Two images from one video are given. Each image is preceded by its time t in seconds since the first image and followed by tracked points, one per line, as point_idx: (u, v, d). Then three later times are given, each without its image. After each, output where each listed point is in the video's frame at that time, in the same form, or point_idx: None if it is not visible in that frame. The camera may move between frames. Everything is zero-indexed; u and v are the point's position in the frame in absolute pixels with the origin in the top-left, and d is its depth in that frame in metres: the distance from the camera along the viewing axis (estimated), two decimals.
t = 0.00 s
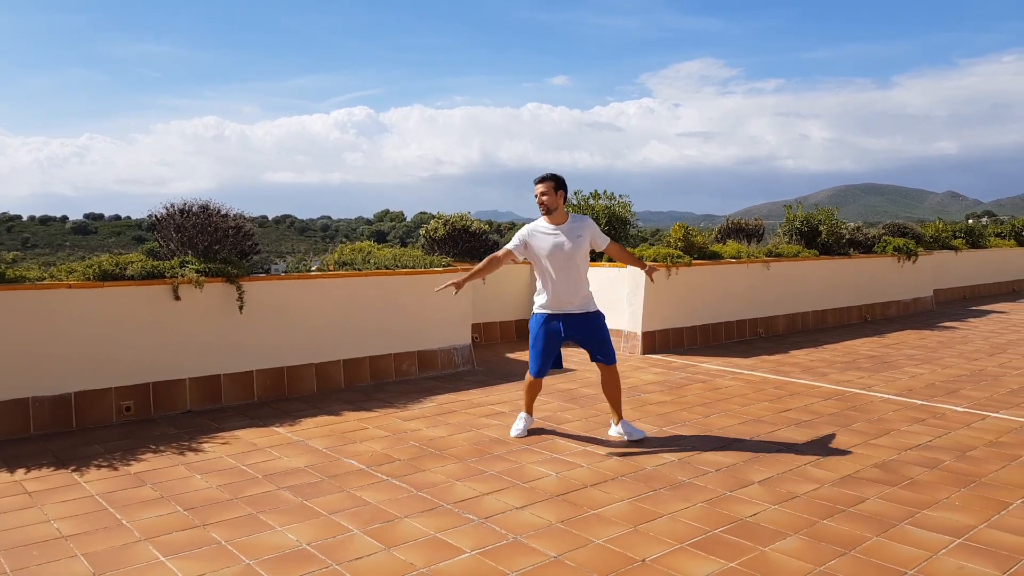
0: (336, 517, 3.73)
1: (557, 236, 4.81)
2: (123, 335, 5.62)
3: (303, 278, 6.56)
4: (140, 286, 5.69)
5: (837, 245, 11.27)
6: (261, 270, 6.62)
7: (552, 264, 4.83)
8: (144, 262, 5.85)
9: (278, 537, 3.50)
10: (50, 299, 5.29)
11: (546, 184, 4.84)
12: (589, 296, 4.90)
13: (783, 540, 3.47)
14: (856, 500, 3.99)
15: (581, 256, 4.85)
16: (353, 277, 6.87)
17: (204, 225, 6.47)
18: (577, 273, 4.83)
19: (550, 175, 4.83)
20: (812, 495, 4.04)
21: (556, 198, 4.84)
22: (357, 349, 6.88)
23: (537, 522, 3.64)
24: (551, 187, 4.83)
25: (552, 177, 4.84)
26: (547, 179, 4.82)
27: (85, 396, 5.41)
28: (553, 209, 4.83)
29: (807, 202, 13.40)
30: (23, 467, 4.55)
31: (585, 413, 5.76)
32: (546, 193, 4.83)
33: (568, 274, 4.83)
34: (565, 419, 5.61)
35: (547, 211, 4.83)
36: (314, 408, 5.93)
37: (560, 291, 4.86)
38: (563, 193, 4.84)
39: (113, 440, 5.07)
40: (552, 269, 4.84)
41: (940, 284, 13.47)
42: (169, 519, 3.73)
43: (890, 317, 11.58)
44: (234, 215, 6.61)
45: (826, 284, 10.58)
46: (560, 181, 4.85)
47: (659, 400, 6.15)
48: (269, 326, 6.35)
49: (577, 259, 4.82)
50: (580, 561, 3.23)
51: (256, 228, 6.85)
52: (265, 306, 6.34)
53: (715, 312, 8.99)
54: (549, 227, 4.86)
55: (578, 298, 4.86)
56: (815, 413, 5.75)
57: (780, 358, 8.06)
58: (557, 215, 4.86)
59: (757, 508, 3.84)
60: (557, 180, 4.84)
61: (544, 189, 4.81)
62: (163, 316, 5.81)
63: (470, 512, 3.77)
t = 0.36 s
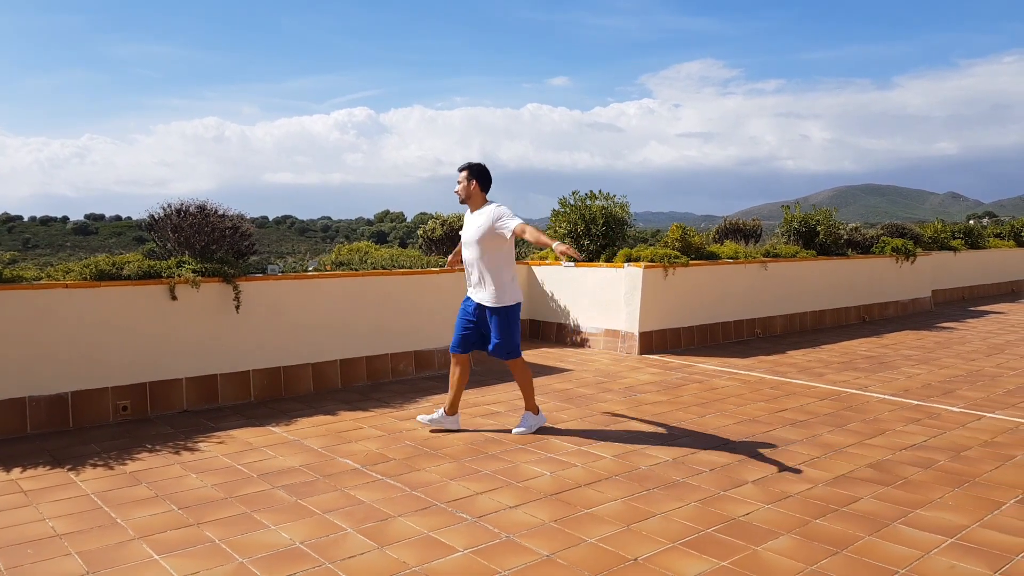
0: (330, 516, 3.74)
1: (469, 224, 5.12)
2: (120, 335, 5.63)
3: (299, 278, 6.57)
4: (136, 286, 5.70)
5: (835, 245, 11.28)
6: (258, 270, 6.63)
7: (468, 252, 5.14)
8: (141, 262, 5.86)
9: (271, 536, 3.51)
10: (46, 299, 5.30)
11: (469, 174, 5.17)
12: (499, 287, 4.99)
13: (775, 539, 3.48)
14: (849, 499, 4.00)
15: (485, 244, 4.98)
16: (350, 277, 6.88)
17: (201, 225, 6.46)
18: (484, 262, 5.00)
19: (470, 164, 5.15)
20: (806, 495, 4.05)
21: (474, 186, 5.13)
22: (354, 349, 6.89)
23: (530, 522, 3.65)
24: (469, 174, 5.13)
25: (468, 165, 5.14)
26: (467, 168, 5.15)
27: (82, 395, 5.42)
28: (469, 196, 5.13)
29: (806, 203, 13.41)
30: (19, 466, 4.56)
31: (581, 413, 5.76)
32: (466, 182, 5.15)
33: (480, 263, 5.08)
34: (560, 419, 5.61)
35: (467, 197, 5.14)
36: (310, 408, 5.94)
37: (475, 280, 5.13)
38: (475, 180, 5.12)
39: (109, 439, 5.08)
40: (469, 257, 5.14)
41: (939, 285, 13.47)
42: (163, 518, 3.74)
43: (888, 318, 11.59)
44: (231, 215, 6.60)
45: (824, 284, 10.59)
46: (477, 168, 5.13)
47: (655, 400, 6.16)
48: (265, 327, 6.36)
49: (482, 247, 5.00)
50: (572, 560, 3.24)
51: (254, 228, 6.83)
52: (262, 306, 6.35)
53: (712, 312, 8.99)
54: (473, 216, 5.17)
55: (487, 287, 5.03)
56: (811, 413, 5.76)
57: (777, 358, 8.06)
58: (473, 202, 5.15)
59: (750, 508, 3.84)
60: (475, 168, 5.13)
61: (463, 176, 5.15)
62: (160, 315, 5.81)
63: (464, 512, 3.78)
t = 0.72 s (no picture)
0: (332, 514, 3.74)
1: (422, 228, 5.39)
2: (123, 334, 5.65)
3: (302, 278, 6.58)
4: (140, 285, 5.72)
5: (839, 245, 11.26)
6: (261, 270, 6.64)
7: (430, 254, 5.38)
8: (144, 262, 5.88)
9: (274, 533, 3.52)
10: (50, 298, 5.31)
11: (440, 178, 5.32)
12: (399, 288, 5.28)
13: (777, 538, 3.48)
14: (852, 499, 3.99)
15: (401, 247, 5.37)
16: (353, 277, 6.89)
17: (205, 225, 6.47)
18: (406, 263, 5.32)
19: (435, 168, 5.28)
20: (809, 495, 4.04)
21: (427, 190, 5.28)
22: (356, 349, 6.90)
23: (532, 521, 3.65)
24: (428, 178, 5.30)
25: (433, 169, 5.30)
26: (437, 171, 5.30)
27: (86, 394, 5.44)
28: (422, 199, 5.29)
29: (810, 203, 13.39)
30: (23, 464, 4.58)
31: (583, 413, 5.76)
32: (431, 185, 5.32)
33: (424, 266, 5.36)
34: (562, 418, 5.61)
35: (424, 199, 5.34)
36: (313, 407, 5.95)
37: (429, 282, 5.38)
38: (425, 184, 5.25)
39: (113, 438, 5.10)
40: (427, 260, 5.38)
41: (944, 285, 13.44)
42: (166, 516, 3.75)
43: (892, 318, 11.56)
44: (234, 215, 6.61)
45: (828, 284, 10.57)
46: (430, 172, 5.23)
47: (658, 400, 6.15)
48: (268, 325, 6.37)
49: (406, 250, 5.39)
50: (573, 559, 3.24)
51: (257, 228, 6.84)
52: (265, 305, 6.36)
53: (715, 312, 8.98)
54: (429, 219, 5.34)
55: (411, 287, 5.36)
56: (814, 413, 5.75)
57: (780, 358, 8.05)
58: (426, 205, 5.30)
59: (752, 508, 3.84)
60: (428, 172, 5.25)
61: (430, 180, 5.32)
62: (163, 315, 5.83)
63: (465, 511, 3.78)
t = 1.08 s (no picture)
0: (342, 512, 3.76)
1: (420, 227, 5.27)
2: (134, 334, 5.68)
3: (311, 277, 6.61)
4: (151, 285, 5.75)
5: (849, 245, 11.22)
6: (271, 270, 6.67)
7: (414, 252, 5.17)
8: (155, 262, 5.91)
9: (285, 531, 3.54)
10: (62, 297, 5.35)
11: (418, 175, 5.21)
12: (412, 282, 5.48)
13: (787, 539, 3.47)
14: (862, 500, 3.99)
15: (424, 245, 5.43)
16: (362, 277, 6.91)
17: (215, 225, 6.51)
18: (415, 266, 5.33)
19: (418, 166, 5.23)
20: (819, 495, 4.04)
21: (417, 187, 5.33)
22: (364, 348, 6.92)
23: (541, 520, 3.66)
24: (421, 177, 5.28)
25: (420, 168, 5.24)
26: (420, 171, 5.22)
27: (98, 393, 5.48)
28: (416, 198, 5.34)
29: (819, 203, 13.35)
30: (36, 462, 4.61)
31: (592, 413, 5.76)
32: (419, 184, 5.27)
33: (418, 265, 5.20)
34: (571, 418, 5.62)
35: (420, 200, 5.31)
36: (322, 406, 5.98)
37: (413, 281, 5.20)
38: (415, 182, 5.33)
39: (124, 436, 5.14)
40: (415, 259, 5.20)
41: (954, 285, 13.37)
42: (178, 514, 3.78)
43: (902, 319, 11.51)
44: (245, 215, 6.64)
45: (837, 285, 10.53)
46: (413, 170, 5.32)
47: (667, 400, 6.15)
48: (278, 325, 6.40)
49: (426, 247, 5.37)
50: (583, 558, 3.25)
51: (267, 228, 6.87)
52: (275, 305, 6.39)
53: (724, 312, 8.96)
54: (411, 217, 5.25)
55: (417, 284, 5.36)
56: (824, 414, 5.74)
57: (789, 359, 8.03)
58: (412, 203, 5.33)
59: (762, 508, 3.84)
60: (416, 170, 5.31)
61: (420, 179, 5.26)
62: (174, 314, 5.87)
63: (475, 510, 3.79)
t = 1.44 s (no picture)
0: (359, 511, 3.79)
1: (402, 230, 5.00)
2: (149, 334, 5.73)
3: (325, 277, 6.65)
4: (167, 285, 5.80)
5: (859, 245, 11.20)
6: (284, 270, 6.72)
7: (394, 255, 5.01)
8: (171, 262, 5.97)
9: (303, 529, 3.57)
10: (79, 297, 5.40)
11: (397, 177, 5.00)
12: (434, 295, 5.05)
13: (802, 538, 3.49)
14: (876, 499, 3.99)
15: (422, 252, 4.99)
16: (374, 277, 6.95)
17: (229, 225, 6.56)
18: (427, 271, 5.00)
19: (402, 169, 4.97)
20: (832, 495, 4.05)
21: (411, 193, 5.00)
22: (377, 348, 6.95)
23: (556, 519, 3.68)
24: (406, 180, 4.95)
25: (400, 171, 4.92)
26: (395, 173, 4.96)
27: (114, 392, 5.53)
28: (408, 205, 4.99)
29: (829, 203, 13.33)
30: (55, 461, 4.66)
31: (604, 413, 5.78)
32: (402, 187, 5.01)
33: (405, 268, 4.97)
34: (584, 418, 5.64)
35: (402, 204, 4.94)
36: (336, 406, 6.02)
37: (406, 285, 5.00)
38: (419, 188, 4.98)
39: (141, 435, 5.18)
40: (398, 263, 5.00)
41: (965, 286, 13.33)
42: (197, 512, 3.81)
43: (913, 319, 11.49)
44: (258, 216, 6.70)
45: (848, 285, 10.51)
46: (418, 177, 5.00)
47: (679, 400, 6.17)
48: (291, 325, 6.44)
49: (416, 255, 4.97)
50: (599, 557, 3.27)
51: (280, 228, 6.91)
52: (288, 305, 6.43)
53: (735, 312, 8.96)
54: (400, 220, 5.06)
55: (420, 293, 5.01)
56: (836, 414, 5.74)
57: (800, 359, 8.03)
58: (410, 210, 5.03)
59: (776, 507, 3.85)
60: (413, 175, 5.00)
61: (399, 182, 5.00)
62: (190, 314, 5.92)
63: (490, 508, 3.82)
